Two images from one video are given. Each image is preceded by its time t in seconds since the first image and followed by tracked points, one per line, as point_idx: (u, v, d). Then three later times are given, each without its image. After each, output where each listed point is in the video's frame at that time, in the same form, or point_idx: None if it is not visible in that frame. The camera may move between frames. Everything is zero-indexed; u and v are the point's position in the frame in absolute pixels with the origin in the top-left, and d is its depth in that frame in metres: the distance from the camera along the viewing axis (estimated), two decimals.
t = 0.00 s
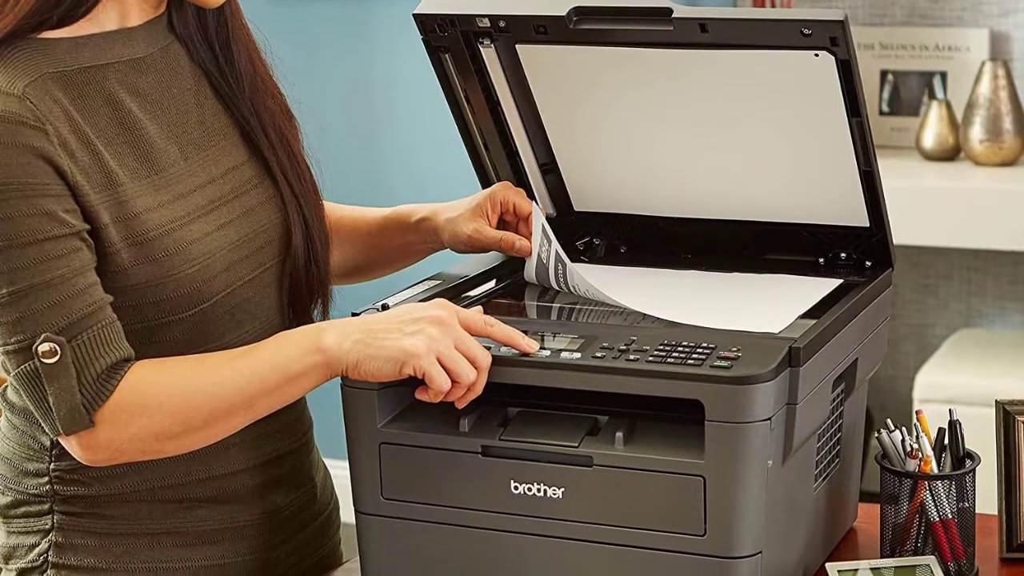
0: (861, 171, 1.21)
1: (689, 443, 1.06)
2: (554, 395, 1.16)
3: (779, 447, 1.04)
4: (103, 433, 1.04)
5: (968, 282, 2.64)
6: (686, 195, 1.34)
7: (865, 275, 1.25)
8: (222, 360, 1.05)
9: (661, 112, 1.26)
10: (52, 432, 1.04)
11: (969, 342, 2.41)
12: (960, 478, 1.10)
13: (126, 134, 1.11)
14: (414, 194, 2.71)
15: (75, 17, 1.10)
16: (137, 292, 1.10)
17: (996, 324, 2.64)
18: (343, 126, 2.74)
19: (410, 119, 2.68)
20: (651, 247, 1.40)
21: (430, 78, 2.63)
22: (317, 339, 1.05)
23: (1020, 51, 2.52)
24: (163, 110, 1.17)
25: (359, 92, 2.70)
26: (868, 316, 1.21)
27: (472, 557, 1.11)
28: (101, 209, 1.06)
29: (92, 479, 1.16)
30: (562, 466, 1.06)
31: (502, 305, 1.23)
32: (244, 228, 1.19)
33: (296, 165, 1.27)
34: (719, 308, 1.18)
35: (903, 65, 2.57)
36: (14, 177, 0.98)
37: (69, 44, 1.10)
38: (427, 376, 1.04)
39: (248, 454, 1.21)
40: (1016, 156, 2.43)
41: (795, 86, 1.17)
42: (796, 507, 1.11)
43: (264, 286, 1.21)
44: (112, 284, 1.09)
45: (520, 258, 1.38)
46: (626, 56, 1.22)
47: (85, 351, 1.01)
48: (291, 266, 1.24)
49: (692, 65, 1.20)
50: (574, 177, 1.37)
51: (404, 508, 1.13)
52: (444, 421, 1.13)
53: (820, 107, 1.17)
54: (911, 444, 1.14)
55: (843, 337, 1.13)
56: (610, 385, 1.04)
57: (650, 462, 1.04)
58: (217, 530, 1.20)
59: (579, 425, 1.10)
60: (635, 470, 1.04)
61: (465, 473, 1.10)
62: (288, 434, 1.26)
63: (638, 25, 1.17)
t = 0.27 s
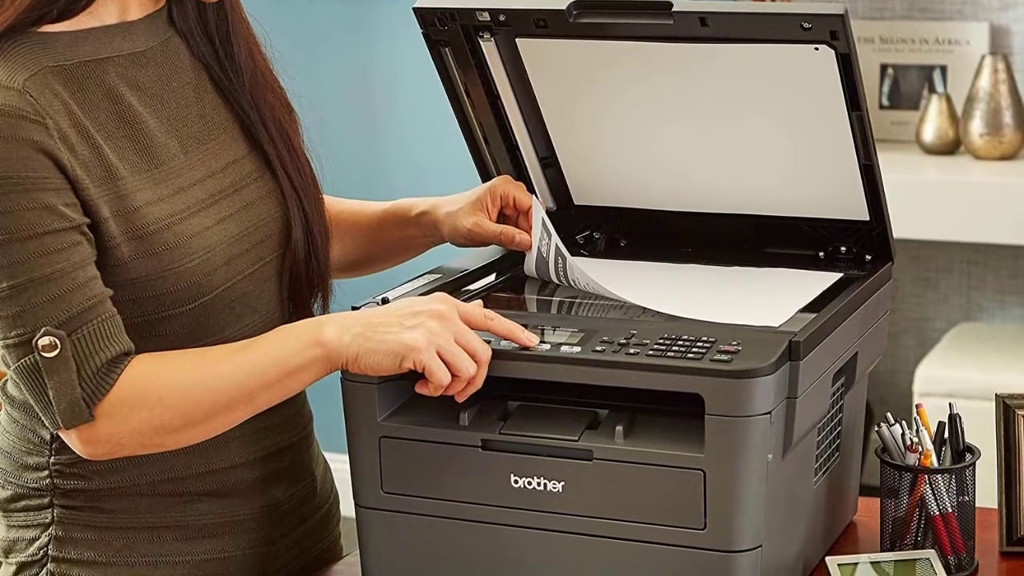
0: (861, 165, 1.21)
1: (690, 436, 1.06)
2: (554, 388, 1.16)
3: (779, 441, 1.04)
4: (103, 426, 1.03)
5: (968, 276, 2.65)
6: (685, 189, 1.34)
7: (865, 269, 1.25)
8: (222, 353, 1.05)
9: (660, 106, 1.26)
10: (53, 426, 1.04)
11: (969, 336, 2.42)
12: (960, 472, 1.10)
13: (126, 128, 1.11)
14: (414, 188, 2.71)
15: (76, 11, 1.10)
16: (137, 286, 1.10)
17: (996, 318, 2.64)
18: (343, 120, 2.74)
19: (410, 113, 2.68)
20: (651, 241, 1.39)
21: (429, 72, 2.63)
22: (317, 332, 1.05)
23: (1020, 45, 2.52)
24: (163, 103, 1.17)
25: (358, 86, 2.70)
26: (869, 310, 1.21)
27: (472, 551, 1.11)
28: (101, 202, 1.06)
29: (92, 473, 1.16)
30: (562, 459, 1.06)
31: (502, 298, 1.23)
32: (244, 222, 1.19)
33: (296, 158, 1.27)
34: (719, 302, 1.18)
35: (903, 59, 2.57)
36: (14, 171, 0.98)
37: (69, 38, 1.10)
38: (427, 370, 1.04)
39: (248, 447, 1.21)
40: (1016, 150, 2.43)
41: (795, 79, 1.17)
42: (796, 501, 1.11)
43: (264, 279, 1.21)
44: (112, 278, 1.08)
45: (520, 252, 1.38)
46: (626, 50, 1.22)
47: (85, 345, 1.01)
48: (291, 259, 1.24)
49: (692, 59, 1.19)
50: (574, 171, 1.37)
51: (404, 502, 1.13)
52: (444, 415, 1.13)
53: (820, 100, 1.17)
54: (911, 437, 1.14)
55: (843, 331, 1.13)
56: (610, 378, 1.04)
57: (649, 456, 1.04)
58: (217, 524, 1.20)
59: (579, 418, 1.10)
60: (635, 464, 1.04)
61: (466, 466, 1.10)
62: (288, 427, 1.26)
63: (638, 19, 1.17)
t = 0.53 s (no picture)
0: (861, 159, 1.21)
1: (690, 430, 1.06)
2: (554, 382, 1.16)
3: (779, 434, 1.04)
4: (103, 420, 1.04)
5: (968, 269, 2.65)
6: (685, 183, 1.34)
7: (865, 263, 1.25)
8: (222, 347, 1.05)
9: (660, 100, 1.26)
10: (53, 419, 1.04)
11: (969, 329, 2.42)
12: (960, 466, 1.10)
13: (126, 122, 1.11)
14: (415, 182, 2.71)
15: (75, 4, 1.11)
16: (137, 279, 1.10)
17: (996, 311, 2.64)
18: (343, 114, 2.74)
19: (410, 107, 2.67)
20: (651, 235, 1.39)
21: (430, 67, 2.62)
22: (317, 326, 1.05)
23: (1020, 38, 2.52)
24: (163, 97, 1.17)
25: (358, 80, 2.70)
26: (869, 304, 1.21)
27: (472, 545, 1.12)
28: (101, 196, 1.06)
29: (92, 466, 1.16)
30: (562, 453, 1.06)
31: (502, 292, 1.23)
32: (244, 215, 1.19)
33: (296, 152, 1.26)
34: (719, 296, 1.18)
35: (903, 53, 2.57)
36: (14, 164, 0.98)
37: (69, 32, 1.10)
38: (427, 364, 1.04)
39: (248, 441, 1.21)
40: (1016, 144, 2.43)
41: (795, 73, 1.17)
42: (796, 494, 1.11)
43: (264, 273, 1.21)
44: (112, 271, 1.08)
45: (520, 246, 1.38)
46: (626, 44, 1.22)
47: (85, 339, 1.01)
48: (291, 253, 1.24)
49: (693, 52, 1.19)
50: (574, 165, 1.37)
51: (403, 496, 1.13)
52: (444, 409, 1.13)
53: (820, 94, 1.17)
54: (911, 431, 1.14)
55: (843, 325, 1.13)
56: (610, 372, 1.04)
57: (649, 450, 1.04)
58: (217, 518, 1.20)
59: (579, 412, 1.10)
60: (635, 458, 1.04)
61: (466, 460, 1.10)
62: (288, 421, 1.26)
63: (638, 13, 1.17)
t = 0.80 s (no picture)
0: (861, 152, 1.21)
1: (690, 424, 1.06)
2: (554, 376, 1.16)
3: (779, 428, 1.04)
4: (104, 414, 1.03)
5: (968, 263, 2.65)
6: (685, 176, 1.33)
7: (865, 257, 1.25)
8: (221, 341, 1.05)
9: (660, 93, 1.26)
10: (53, 413, 1.04)
11: (969, 323, 2.42)
12: (960, 459, 1.11)
13: (126, 115, 1.11)
14: (415, 177, 2.71)
15: None
16: (137, 273, 1.10)
17: (996, 305, 2.64)
18: (343, 109, 2.74)
19: (410, 102, 2.67)
20: (651, 228, 1.39)
21: (430, 61, 2.63)
22: (317, 320, 1.05)
23: (1020, 32, 2.51)
24: (163, 91, 1.17)
25: (358, 74, 2.70)
26: (869, 297, 1.21)
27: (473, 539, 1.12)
28: (101, 189, 1.06)
29: (92, 460, 1.16)
30: (562, 447, 1.06)
31: (502, 286, 1.23)
32: (244, 209, 1.18)
33: (296, 146, 1.26)
34: (719, 289, 1.18)
35: (903, 47, 2.57)
36: (14, 158, 0.98)
37: (69, 25, 1.10)
38: (427, 357, 1.04)
39: (248, 435, 1.21)
40: (1016, 137, 2.43)
41: (795, 66, 1.16)
42: (796, 488, 1.11)
43: (264, 267, 1.21)
44: (112, 265, 1.08)
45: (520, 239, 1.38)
46: (626, 37, 1.22)
47: (85, 332, 1.00)
48: (291, 247, 1.23)
49: (693, 46, 1.19)
50: (574, 158, 1.37)
51: (403, 489, 1.13)
52: (444, 402, 1.13)
53: (820, 87, 1.17)
54: (911, 424, 1.14)
55: (843, 318, 1.13)
56: (610, 365, 1.04)
57: (649, 443, 1.04)
58: (217, 511, 1.20)
59: (579, 406, 1.10)
60: (635, 452, 1.04)
61: (466, 454, 1.10)
62: (289, 415, 1.26)
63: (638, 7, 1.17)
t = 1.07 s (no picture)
0: (861, 146, 1.21)
1: (690, 418, 1.06)
2: (554, 370, 1.16)
3: (779, 422, 1.04)
4: (104, 408, 1.04)
5: (968, 257, 2.65)
6: (686, 170, 1.33)
7: (865, 251, 1.25)
8: (221, 335, 1.05)
9: (661, 87, 1.25)
10: (53, 407, 1.04)
11: (969, 317, 2.42)
12: (960, 453, 1.11)
13: (126, 110, 1.11)
14: (415, 171, 2.71)
15: None
16: (137, 267, 1.09)
17: (996, 298, 2.64)
18: (343, 102, 2.73)
19: (410, 95, 2.67)
20: (651, 222, 1.39)
21: (430, 56, 2.62)
22: (317, 314, 1.05)
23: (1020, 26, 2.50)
24: (163, 85, 1.16)
25: (358, 68, 2.70)
26: (869, 291, 1.21)
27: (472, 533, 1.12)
28: (101, 184, 1.05)
29: (92, 454, 1.16)
30: (562, 441, 1.06)
31: (502, 279, 1.23)
32: (244, 203, 1.18)
33: (296, 140, 1.26)
34: (720, 283, 1.18)
35: (903, 41, 2.57)
36: (14, 152, 0.98)
37: (68, 19, 1.10)
38: (427, 351, 1.04)
39: (248, 429, 1.21)
40: (1016, 131, 2.43)
41: (795, 60, 1.16)
42: (796, 481, 1.11)
43: (263, 261, 1.20)
44: (112, 259, 1.08)
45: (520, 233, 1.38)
46: (626, 31, 1.21)
47: (85, 327, 1.00)
48: (291, 241, 1.23)
49: (693, 39, 1.19)
50: (574, 152, 1.37)
51: (403, 484, 1.13)
52: (444, 396, 1.13)
53: (820, 81, 1.17)
54: (911, 418, 1.14)
55: (843, 312, 1.13)
56: (610, 359, 1.04)
57: (649, 437, 1.04)
58: (217, 505, 1.20)
59: (579, 400, 1.10)
60: (635, 446, 1.04)
61: (466, 448, 1.10)
62: (289, 409, 1.25)
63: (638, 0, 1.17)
